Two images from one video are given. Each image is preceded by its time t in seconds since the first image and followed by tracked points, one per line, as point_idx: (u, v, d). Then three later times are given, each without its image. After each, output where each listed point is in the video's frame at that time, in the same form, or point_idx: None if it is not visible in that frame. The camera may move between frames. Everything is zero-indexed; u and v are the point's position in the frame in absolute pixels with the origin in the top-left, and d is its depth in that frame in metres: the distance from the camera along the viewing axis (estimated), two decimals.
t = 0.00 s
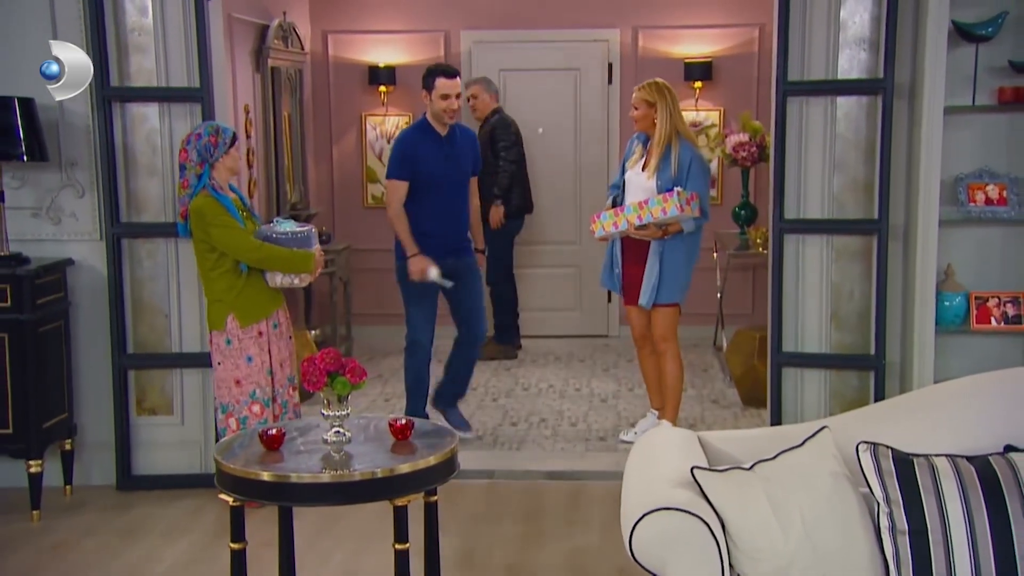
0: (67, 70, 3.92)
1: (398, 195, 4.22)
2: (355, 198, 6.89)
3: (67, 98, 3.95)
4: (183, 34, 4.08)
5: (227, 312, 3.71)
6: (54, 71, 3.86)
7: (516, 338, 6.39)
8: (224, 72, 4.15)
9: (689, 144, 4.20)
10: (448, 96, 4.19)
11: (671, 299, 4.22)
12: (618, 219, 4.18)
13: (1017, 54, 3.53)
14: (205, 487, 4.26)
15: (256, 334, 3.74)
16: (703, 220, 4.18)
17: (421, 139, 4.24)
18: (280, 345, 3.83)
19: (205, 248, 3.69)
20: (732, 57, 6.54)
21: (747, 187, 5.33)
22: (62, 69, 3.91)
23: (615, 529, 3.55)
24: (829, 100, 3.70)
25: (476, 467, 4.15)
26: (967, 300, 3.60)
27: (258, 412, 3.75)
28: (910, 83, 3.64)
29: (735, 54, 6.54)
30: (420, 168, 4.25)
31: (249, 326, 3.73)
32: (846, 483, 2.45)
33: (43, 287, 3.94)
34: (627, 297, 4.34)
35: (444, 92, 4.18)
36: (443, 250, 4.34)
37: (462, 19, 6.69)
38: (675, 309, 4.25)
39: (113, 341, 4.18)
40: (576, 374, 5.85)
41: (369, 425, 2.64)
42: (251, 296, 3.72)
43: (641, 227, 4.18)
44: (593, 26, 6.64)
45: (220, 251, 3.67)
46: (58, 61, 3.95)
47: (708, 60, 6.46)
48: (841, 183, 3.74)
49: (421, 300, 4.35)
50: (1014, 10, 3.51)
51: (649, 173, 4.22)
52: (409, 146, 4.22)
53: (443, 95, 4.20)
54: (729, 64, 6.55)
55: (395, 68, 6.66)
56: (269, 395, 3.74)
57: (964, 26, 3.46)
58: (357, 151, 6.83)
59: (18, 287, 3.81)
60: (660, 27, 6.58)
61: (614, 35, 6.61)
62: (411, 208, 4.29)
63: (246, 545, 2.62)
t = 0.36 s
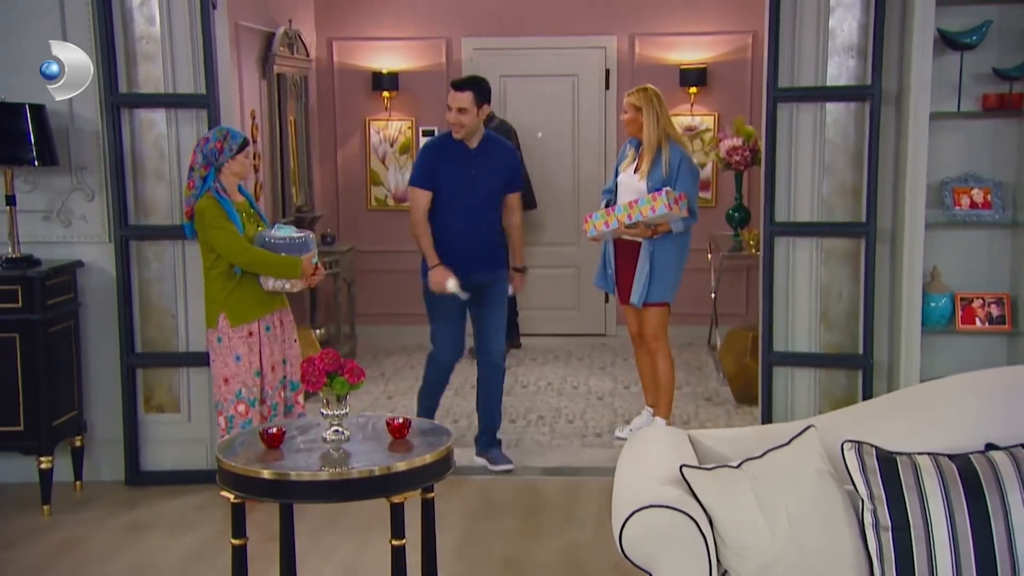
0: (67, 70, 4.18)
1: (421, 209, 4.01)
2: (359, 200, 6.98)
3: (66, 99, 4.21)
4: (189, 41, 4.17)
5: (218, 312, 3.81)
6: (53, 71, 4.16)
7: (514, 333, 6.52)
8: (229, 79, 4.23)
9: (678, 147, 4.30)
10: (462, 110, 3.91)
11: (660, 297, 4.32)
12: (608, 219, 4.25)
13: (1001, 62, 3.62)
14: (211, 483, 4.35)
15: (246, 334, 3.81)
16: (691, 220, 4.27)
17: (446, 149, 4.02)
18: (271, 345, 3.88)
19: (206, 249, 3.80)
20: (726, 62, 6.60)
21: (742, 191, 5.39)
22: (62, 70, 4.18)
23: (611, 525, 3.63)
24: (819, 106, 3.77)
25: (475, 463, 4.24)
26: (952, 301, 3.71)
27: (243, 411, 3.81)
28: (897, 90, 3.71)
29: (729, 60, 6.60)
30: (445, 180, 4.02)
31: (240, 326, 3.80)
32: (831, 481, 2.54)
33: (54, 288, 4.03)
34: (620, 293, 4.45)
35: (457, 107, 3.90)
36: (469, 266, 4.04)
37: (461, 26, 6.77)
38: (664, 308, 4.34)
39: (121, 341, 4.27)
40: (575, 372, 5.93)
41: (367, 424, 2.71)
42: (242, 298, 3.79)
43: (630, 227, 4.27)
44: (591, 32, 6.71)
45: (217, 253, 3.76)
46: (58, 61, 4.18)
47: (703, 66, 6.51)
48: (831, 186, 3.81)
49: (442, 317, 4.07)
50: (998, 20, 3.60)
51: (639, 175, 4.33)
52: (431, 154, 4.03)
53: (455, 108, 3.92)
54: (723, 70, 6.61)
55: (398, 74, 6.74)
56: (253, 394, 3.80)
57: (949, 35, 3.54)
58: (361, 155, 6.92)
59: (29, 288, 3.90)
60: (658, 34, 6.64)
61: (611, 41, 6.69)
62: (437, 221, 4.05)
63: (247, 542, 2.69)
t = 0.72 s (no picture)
0: (66, 70, 4.26)
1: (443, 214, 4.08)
2: (360, 191, 7.10)
3: (65, 99, 4.29)
4: (192, 35, 4.24)
5: (219, 296, 3.92)
6: (53, 71, 4.23)
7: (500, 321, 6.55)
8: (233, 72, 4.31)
9: (658, 140, 4.37)
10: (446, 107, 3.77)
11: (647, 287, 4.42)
12: (590, 212, 4.33)
13: (983, 56, 3.75)
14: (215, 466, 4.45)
15: (241, 318, 3.90)
16: (673, 213, 4.35)
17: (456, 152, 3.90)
18: (266, 331, 3.95)
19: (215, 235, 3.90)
20: (718, 56, 6.78)
21: (734, 182, 5.48)
22: (62, 70, 4.25)
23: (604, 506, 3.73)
24: (807, 99, 3.85)
25: (472, 447, 4.34)
26: (936, 289, 3.84)
27: (231, 392, 3.91)
28: (882, 84, 3.79)
29: (721, 54, 6.78)
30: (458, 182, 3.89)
31: (236, 310, 3.89)
32: (814, 466, 2.65)
33: (62, 277, 4.12)
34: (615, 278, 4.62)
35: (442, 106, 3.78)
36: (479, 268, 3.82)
37: (462, 21, 6.93)
38: (654, 298, 4.44)
39: (127, 328, 4.36)
40: (571, 358, 6.03)
41: (364, 411, 2.79)
42: (240, 284, 3.87)
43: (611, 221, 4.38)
44: (587, 27, 6.88)
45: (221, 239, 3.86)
46: (58, 61, 4.25)
47: (696, 59, 6.70)
48: (818, 178, 3.90)
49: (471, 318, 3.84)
50: (980, 14, 3.74)
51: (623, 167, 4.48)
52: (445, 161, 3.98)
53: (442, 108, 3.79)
54: (715, 64, 6.79)
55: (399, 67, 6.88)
56: (241, 377, 3.89)
57: (933, 29, 3.67)
58: (362, 146, 7.04)
59: (37, 277, 3.98)
60: (653, 28, 6.82)
61: (606, 36, 6.86)
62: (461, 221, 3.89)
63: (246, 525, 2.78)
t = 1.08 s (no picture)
0: (67, 70, 4.33)
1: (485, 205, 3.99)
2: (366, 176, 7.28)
3: (68, 97, 4.33)
4: (199, 24, 4.33)
5: (228, 278, 3.99)
6: (53, 71, 4.31)
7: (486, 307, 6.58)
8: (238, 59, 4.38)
9: (657, 127, 4.44)
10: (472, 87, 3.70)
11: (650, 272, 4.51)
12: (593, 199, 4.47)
13: (971, 44, 3.91)
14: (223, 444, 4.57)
15: (251, 299, 3.99)
16: (672, 199, 4.41)
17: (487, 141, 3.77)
18: (274, 313, 4.06)
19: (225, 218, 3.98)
20: (715, 44, 6.94)
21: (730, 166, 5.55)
22: (62, 70, 4.32)
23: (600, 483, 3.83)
24: (799, 87, 4.00)
25: (472, 426, 4.45)
26: (923, 272, 4.02)
27: (247, 370, 4.00)
28: (873, 72, 3.95)
29: (718, 42, 6.94)
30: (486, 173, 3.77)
31: (246, 291, 3.98)
32: (800, 445, 2.74)
33: (74, 260, 4.23)
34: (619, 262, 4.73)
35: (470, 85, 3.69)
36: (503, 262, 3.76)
37: (465, 10, 7.08)
38: (660, 283, 4.53)
39: (138, 310, 4.47)
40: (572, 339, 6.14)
41: (364, 391, 2.86)
42: (248, 265, 3.97)
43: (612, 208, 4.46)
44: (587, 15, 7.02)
45: (230, 221, 3.94)
46: (59, 61, 4.33)
47: (693, 48, 6.87)
48: (809, 164, 4.05)
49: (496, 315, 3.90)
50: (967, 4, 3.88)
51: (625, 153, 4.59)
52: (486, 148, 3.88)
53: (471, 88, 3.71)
54: (712, 51, 6.96)
55: (403, 55, 7.04)
56: (255, 355, 3.98)
57: (922, 18, 3.83)
58: (367, 132, 7.21)
59: (50, 260, 4.09)
60: (650, 17, 6.98)
61: (605, 24, 7.01)
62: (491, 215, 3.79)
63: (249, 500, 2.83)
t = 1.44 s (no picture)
0: (66, 70, 4.31)
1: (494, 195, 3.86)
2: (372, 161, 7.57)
3: (67, 97, 4.25)
4: (206, 14, 4.42)
5: (237, 262, 4.10)
6: (53, 71, 4.23)
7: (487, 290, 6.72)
8: (244, 48, 4.47)
9: (664, 116, 4.55)
10: (512, 74, 3.44)
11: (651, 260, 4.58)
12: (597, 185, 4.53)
13: (957, 33, 4.04)
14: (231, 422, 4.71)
15: (261, 282, 4.10)
16: (675, 186, 4.51)
17: (507, 126, 3.65)
18: (283, 294, 4.18)
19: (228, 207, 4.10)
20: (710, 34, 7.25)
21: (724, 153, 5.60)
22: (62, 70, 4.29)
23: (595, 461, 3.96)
24: (790, 75, 4.13)
25: (472, 406, 4.57)
26: (909, 257, 4.16)
27: (258, 351, 4.13)
28: (861, 62, 4.09)
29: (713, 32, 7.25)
30: (509, 160, 3.64)
31: (256, 275, 4.09)
32: (785, 424, 2.84)
33: (85, 244, 4.34)
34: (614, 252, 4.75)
35: (521, 71, 3.41)
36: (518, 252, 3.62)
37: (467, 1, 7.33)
38: (658, 270, 4.61)
39: (148, 293, 4.58)
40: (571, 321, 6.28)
41: (364, 373, 2.95)
42: (257, 249, 4.06)
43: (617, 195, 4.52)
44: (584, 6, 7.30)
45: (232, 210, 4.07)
46: (58, 62, 4.32)
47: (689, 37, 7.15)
48: (799, 150, 4.19)
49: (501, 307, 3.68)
50: None
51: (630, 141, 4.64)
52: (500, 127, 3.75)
53: (521, 73, 3.44)
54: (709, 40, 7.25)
55: (406, 44, 7.30)
56: (266, 337, 4.11)
57: (909, 8, 3.95)
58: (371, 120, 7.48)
59: (62, 245, 4.20)
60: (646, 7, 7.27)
61: (604, 14, 7.28)
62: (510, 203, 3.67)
63: (252, 479, 2.90)
